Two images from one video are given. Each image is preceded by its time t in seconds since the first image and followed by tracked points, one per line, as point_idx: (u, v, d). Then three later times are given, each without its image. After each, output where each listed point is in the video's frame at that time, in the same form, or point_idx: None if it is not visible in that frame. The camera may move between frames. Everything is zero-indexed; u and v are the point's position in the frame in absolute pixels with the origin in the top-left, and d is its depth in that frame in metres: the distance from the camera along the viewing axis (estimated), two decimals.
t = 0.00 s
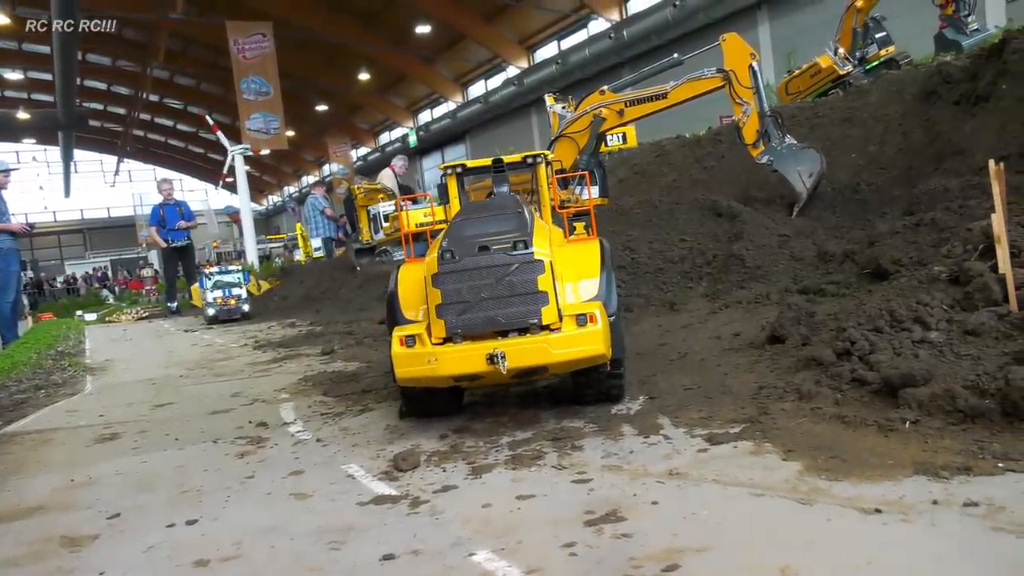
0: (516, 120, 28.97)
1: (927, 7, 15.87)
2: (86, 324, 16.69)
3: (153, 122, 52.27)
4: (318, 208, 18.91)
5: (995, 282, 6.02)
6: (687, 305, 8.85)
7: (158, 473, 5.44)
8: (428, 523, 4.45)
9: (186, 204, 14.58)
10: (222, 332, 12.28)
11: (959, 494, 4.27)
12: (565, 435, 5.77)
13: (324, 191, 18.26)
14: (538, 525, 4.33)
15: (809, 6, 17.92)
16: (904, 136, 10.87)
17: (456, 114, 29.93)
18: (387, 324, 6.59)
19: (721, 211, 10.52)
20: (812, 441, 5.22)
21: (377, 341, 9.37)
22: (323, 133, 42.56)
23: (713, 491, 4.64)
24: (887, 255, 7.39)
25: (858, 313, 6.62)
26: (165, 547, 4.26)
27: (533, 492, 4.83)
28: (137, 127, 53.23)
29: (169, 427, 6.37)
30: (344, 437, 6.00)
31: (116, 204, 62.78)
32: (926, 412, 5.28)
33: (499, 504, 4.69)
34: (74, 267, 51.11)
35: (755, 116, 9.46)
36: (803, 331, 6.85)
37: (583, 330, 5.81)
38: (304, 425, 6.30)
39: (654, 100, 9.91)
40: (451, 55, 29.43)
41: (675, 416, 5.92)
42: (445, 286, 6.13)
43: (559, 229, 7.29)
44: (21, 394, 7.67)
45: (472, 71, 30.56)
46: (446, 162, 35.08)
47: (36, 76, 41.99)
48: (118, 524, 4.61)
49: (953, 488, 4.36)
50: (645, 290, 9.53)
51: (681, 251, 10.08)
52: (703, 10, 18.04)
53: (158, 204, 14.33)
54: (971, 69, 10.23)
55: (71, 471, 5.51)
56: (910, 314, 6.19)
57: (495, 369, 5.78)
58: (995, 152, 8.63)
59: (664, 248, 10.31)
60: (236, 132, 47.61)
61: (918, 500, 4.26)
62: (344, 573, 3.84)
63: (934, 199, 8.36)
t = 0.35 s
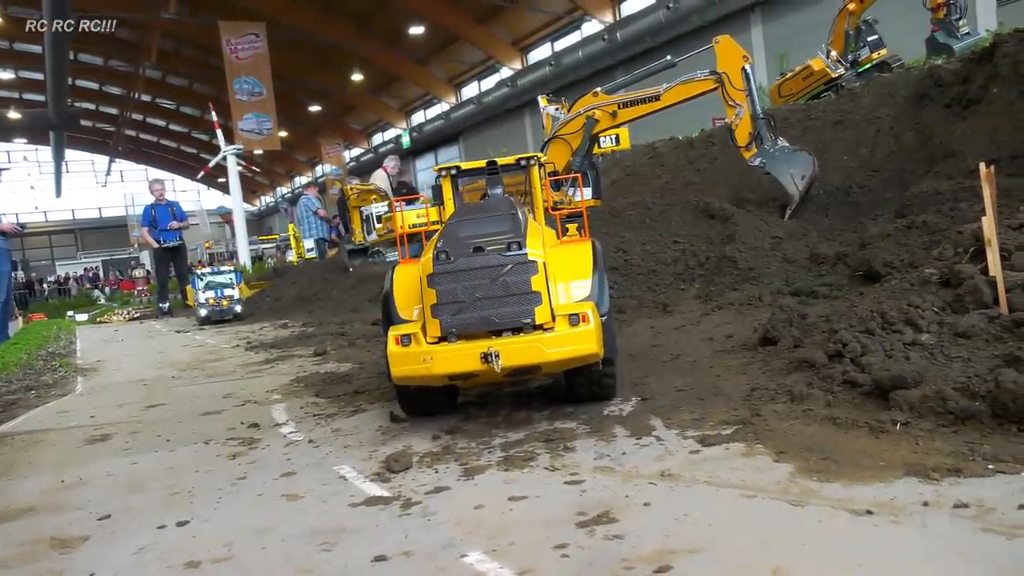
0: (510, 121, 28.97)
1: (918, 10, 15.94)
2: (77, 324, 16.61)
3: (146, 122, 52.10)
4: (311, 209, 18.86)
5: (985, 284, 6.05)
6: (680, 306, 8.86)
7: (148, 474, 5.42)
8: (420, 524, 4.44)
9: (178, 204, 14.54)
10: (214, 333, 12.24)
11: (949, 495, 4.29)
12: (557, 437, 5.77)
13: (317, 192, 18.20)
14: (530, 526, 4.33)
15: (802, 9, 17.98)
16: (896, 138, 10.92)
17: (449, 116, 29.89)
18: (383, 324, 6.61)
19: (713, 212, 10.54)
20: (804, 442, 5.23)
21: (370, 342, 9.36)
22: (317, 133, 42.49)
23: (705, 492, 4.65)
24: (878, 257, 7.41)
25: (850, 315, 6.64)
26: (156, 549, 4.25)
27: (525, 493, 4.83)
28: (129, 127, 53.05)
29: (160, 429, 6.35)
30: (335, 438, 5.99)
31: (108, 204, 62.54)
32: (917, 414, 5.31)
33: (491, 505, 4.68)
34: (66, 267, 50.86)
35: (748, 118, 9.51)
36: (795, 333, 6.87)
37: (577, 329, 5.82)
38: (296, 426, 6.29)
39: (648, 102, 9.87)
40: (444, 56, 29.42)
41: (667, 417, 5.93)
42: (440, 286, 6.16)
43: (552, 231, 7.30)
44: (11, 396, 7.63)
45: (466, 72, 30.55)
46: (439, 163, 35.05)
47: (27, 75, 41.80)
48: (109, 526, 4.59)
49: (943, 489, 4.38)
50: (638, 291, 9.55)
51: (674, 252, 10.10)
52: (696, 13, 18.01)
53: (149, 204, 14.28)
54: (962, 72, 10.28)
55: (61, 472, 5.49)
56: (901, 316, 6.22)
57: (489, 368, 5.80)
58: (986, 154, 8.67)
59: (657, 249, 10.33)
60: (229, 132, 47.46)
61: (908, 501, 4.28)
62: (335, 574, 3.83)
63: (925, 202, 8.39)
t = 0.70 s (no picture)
0: (505, 122, 28.97)
1: (912, 13, 16.00)
2: (70, 324, 16.54)
3: (140, 121, 51.97)
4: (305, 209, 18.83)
5: (978, 286, 6.07)
6: (674, 307, 8.88)
7: (141, 474, 5.41)
8: (413, 525, 4.44)
9: (171, 204, 14.51)
10: (207, 333, 12.20)
11: (942, 497, 4.30)
12: (550, 437, 5.77)
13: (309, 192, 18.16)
14: (523, 527, 4.32)
15: (796, 11, 18.02)
16: (889, 140, 10.96)
17: (445, 116, 29.87)
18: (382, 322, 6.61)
19: (708, 213, 10.55)
20: (797, 443, 5.26)
21: (363, 342, 9.34)
22: (312, 133, 42.44)
23: (699, 493, 4.66)
24: (872, 258, 7.43)
25: (843, 317, 6.66)
26: (147, 550, 4.23)
27: (518, 494, 4.83)
28: (123, 127, 52.92)
29: (153, 429, 6.33)
30: (329, 439, 5.98)
31: (101, 203, 62.33)
32: (909, 415, 5.33)
33: (484, 506, 4.68)
34: (59, 267, 50.69)
35: (742, 120, 9.50)
36: (788, 334, 6.88)
37: (571, 326, 5.86)
38: (289, 427, 6.27)
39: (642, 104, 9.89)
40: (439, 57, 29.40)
41: (661, 418, 5.94)
42: (439, 285, 6.16)
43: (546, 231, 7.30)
44: (2, 395, 7.60)
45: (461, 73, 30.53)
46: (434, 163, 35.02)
47: (20, 74, 41.67)
48: (100, 526, 4.57)
49: (935, 490, 4.40)
50: (632, 292, 9.57)
51: (669, 253, 10.11)
52: (690, 16, 18.07)
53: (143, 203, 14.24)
54: (955, 75, 10.34)
55: (54, 472, 5.47)
56: (894, 317, 6.24)
57: (486, 363, 5.84)
58: (979, 157, 8.70)
59: (651, 251, 10.34)
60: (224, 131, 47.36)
61: (900, 502, 4.30)
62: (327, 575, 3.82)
63: (918, 204, 8.41)
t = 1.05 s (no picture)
0: (499, 123, 28.96)
1: (905, 16, 16.06)
2: (63, 325, 16.48)
3: (134, 121, 51.81)
4: (300, 210, 18.79)
5: (970, 289, 6.10)
6: (668, 309, 8.88)
7: (133, 475, 5.39)
8: (407, 526, 4.44)
9: (165, 204, 14.49)
10: (201, 333, 12.17)
11: (934, 498, 4.32)
12: (545, 439, 5.77)
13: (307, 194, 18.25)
14: (517, 529, 4.33)
15: (789, 13, 18.06)
16: (883, 143, 11.00)
17: (439, 117, 29.78)
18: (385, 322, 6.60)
19: (702, 215, 10.54)
20: (789, 445, 5.28)
21: (357, 343, 9.33)
22: (306, 134, 42.35)
23: (693, 495, 4.67)
24: (865, 260, 7.44)
25: (836, 319, 6.66)
26: (140, 551, 4.22)
27: (512, 495, 4.84)
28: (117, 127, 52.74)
29: (146, 429, 6.31)
30: (323, 440, 5.97)
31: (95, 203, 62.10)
32: (901, 417, 5.36)
33: (478, 508, 4.68)
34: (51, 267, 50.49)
35: (736, 121, 9.57)
36: (781, 336, 6.89)
37: (567, 323, 5.98)
38: (283, 428, 6.25)
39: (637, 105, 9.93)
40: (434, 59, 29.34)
41: (655, 419, 5.95)
42: (441, 284, 6.21)
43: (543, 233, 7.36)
44: None
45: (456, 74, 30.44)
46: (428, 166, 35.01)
47: (13, 74, 41.49)
48: (92, 527, 4.56)
49: (927, 491, 4.42)
50: (626, 294, 9.57)
51: (663, 255, 10.12)
52: (685, 17, 18.13)
53: (137, 203, 14.23)
54: (948, 78, 10.38)
55: (46, 473, 5.46)
56: (887, 319, 6.26)
57: (487, 359, 5.94)
58: (972, 159, 8.74)
59: (646, 252, 10.35)
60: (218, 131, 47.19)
61: (893, 504, 4.31)
62: None
63: (911, 206, 8.44)
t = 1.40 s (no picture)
0: (490, 126, 28.92)
1: (893, 21, 16.12)
2: (51, 327, 16.38)
3: (123, 124, 51.58)
4: (291, 212, 18.74)
5: (957, 292, 6.14)
6: (658, 312, 8.91)
7: (121, 480, 5.39)
8: (396, 530, 4.45)
9: (155, 207, 14.44)
10: (192, 336, 12.14)
11: (920, 500, 4.36)
12: (535, 442, 5.79)
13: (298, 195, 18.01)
14: (505, 532, 4.35)
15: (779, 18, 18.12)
16: (872, 147, 11.07)
17: (430, 120, 29.75)
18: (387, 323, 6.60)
19: (692, 219, 10.56)
20: (776, 447, 5.32)
21: (348, 347, 9.33)
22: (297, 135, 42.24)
23: (681, 498, 4.70)
24: (854, 264, 7.48)
25: (825, 321, 6.70)
26: (127, 556, 4.22)
27: (502, 499, 4.86)
28: (106, 129, 52.46)
29: (135, 433, 6.29)
30: (312, 443, 5.97)
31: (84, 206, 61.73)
32: (889, 419, 5.41)
33: (467, 511, 4.70)
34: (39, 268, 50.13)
35: (727, 125, 9.58)
36: (771, 339, 6.91)
37: (575, 319, 6.23)
38: (272, 431, 6.25)
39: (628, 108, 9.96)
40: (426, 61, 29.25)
41: (644, 422, 5.98)
42: (452, 284, 6.31)
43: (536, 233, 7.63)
44: None
45: (447, 77, 30.21)
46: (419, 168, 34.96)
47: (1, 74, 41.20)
48: (79, 532, 4.55)
49: (913, 493, 4.46)
50: (617, 297, 9.60)
51: (653, 258, 10.15)
52: (677, 20, 18.15)
53: (126, 206, 14.17)
54: (937, 82, 10.45)
55: (33, 478, 5.44)
56: (875, 322, 6.30)
57: (500, 355, 6.10)
58: (960, 163, 8.81)
59: (636, 255, 10.38)
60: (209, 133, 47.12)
61: (879, 506, 4.35)
62: None
63: (900, 210, 8.50)
